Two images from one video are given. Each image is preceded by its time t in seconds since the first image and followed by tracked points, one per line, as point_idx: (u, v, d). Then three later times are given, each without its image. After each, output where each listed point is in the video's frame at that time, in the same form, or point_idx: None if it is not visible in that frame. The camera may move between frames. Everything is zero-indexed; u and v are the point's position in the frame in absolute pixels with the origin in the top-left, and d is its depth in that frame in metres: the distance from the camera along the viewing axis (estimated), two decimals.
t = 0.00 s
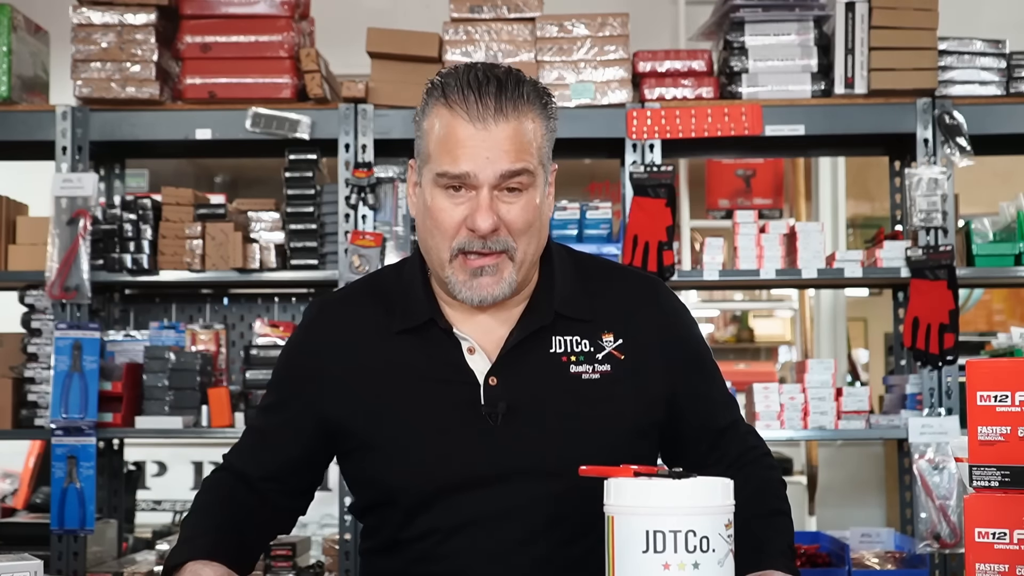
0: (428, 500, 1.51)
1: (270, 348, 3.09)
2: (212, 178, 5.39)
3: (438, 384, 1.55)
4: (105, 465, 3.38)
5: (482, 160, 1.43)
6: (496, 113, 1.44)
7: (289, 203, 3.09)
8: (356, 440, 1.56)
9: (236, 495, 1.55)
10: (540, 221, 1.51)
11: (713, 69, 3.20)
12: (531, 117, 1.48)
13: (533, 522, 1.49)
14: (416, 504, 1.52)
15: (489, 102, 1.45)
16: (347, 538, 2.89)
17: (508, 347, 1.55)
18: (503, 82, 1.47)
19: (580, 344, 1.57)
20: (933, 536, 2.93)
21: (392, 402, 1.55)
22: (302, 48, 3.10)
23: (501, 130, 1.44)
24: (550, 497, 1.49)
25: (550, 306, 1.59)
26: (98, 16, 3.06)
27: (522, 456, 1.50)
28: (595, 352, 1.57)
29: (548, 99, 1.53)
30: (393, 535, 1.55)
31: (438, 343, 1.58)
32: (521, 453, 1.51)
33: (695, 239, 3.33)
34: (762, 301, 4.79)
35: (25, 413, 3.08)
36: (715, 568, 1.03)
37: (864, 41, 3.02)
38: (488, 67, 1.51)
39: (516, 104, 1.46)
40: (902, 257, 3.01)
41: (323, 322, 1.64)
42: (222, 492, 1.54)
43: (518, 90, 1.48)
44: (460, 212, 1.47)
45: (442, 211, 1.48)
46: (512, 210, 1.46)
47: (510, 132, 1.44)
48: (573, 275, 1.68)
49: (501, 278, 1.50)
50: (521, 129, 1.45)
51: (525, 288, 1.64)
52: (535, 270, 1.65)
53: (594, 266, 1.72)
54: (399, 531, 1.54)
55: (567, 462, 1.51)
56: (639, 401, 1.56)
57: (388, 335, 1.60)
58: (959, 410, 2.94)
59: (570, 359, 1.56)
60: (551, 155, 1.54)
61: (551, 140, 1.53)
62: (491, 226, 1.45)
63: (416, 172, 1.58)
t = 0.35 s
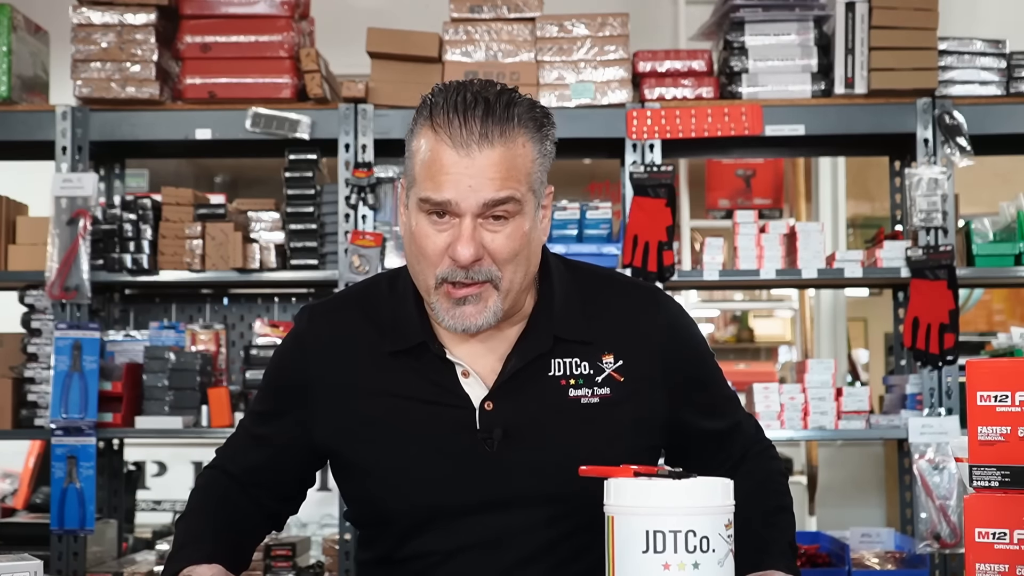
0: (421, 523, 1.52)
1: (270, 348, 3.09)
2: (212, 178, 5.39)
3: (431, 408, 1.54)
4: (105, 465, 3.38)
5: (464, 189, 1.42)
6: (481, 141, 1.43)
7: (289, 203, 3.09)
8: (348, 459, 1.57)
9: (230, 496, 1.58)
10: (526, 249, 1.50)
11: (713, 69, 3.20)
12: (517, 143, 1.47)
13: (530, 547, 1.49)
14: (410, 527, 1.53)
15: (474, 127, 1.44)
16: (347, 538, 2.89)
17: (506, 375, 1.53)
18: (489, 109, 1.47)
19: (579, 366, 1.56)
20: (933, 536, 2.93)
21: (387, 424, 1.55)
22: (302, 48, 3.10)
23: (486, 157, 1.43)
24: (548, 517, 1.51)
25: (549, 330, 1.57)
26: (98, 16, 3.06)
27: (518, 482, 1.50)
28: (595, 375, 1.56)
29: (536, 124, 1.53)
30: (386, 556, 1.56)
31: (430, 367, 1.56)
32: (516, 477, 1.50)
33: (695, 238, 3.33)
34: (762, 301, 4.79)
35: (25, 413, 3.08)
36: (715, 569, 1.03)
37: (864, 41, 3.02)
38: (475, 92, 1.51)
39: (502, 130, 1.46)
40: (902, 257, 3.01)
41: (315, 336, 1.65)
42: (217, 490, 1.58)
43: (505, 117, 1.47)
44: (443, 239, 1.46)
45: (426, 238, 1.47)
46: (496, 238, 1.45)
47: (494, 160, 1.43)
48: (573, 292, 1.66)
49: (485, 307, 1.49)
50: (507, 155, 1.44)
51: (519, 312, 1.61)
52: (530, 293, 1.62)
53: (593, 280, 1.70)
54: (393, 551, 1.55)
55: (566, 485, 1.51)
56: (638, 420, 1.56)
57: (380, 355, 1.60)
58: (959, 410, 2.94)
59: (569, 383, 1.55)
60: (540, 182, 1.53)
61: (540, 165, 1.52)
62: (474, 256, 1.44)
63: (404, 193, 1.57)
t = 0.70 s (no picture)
0: (419, 527, 1.52)
1: (269, 348, 3.09)
2: (212, 178, 5.39)
3: (430, 411, 1.54)
4: (105, 465, 3.38)
5: (465, 188, 1.42)
6: (481, 141, 1.43)
7: (288, 203, 3.09)
8: (347, 462, 1.57)
9: (229, 496, 1.58)
10: (526, 251, 1.50)
11: (713, 69, 3.19)
12: (517, 144, 1.47)
13: (531, 551, 1.48)
14: (410, 531, 1.52)
15: (474, 127, 1.44)
16: (347, 538, 2.89)
17: (506, 380, 1.53)
18: (492, 110, 1.47)
19: (580, 370, 1.56)
20: (933, 536, 2.93)
21: (386, 426, 1.56)
22: (302, 48, 3.10)
23: (486, 158, 1.43)
24: (549, 520, 1.50)
25: (549, 334, 1.57)
26: (97, 16, 3.06)
27: (518, 487, 1.50)
28: (595, 379, 1.56)
29: (537, 125, 1.53)
30: (385, 560, 1.56)
31: (430, 370, 1.56)
32: (517, 480, 1.50)
33: (695, 239, 3.33)
34: (762, 301, 4.79)
35: (25, 413, 3.08)
36: (715, 568, 1.03)
37: (864, 41, 3.02)
38: (476, 93, 1.51)
39: (502, 131, 1.46)
40: (902, 257, 3.01)
41: (315, 338, 1.65)
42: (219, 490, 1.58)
43: (506, 118, 1.47)
44: (442, 239, 1.46)
45: (424, 238, 1.47)
46: (495, 239, 1.45)
47: (495, 160, 1.43)
48: (574, 297, 1.66)
49: (484, 309, 1.49)
50: (507, 156, 1.44)
51: (518, 314, 1.61)
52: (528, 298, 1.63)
53: (594, 283, 1.70)
54: (393, 555, 1.54)
55: (567, 490, 1.51)
56: (637, 425, 1.56)
57: (380, 358, 1.60)
58: (959, 410, 2.94)
59: (569, 387, 1.55)
60: (540, 184, 1.53)
61: (540, 167, 1.52)
62: (473, 256, 1.43)
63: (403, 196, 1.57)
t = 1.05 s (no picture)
0: (420, 527, 1.51)
1: (270, 348, 3.09)
2: (212, 178, 5.39)
3: (431, 411, 1.54)
4: (105, 465, 3.38)
5: (470, 186, 1.42)
6: (485, 139, 1.43)
7: (288, 203, 3.09)
8: (348, 463, 1.57)
9: (230, 497, 1.58)
10: (531, 248, 1.50)
11: (713, 69, 3.19)
12: (521, 142, 1.47)
13: (531, 552, 1.48)
14: (410, 531, 1.52)
15: (479, 125, 1.44)
16: (347, 538, 2.89)
17: (507, 381, 1.53)
18: (495, 108, 1.47)
19: (581, 371, 1.57)
20: (933, 536, 2.93)
21: (387, 426, 1.56)
22: (302, 48, 3.10)
23: (491, 155, 1.43)
24: (549, 520, 1.50)
25: (551, 335, 1.57)
26: (97, 16, 3.06)
27: (519, 487, 1.50)
28: (597, 380, 1.56)
29: (540, 123, 1.53)
30: (386, 560, 1.56)
31: (431, 370, 1.56)
32: (517, 480, 1.50)
33: (695, 239, 3.33)
34: (762, 301, 4.79)
35: (25, 413, 3.08)
36: (715, 568, 1.03)
37: (864, 41, 3.02)
38: (479, 92, 1.51)
39: (507, 128, 1.46)
40: (902, 257, 3.01)
41: (315, 339, 1.65)
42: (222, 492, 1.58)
43: (510, 115, 1.47)
44: (447, 238, 1.46)
45: (429, 236, 1.47)
46: (501, 236, 1.45)
47: (499, 157, 1.43)
48: (575, 297, 1.66)
49: (489, 306, 1.49)
50: (512, 153, 1.44)
51: (520, 315, 1.61)
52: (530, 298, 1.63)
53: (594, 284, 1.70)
54: (394, 555, 1.54)
55: (568, 490, 1.51)
56: (639, 425, 1.56)
57: (380, 358, 1.60)
58: (959, 410, 2.94)
59: (571, 387, 1.55)
60: (544, 182, 1.53)
61: (544, 164, 1.53)
62: (479, 254, 1.44)
63: (406, 196, 1.57)
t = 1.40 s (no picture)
0: (421, 528, 1.51)
1: (270, 348, 3.09)
2: (212, 178, 5.39)
3: (431, 412, 1.54)
4: (105, 465, 3.38)
5: (472, 186, 1.42)
6: (488, 140, 1.43)
7: (288, 203, 3.09)
8: (349, 464, 1.57)
9: (230, 497, 1.58)
10: (533, 248, 1.50)
11: (713, 69, 3.20)
12: (523, 142, 1.47)
13: (530, 553, 1.49)
14: (411, 532, 1.52)
15: (481, 126, 1.44)
16: (347, 538, 2.89)
17: (508, 382, 1.53)
18: (497, 109, 1.47)
19: (582, 373, 1.56)
20: (933, 536, 2.93)
21: (389, 426, 1.56)
22: (302, 48, 3.10)
23: (493, 156, 1.43)
24: (549, 522, 1.50)
25: (552, 337, 1.57)
26: (97, 16, 3.06)
27: (520, 489, 1.50)
28: (598, 381, 1.56)
29: (542, 124, 1.52)
30: (386, 561, 1.55)
31: (432, 371, 1.56)
32: (519, 482, 1.50)
33: (695, 239, 3.33)
34: (762, 301, 4.78)
35: (25, 413, 3.08)
36: (715, 569, 1.03)
37: (864, 41, 3.02)
38: (481, 92, 1.50)
39: (510, 128, 1.46)
40: (902, 257, 3.01)
41: (317, 341, 1.65)
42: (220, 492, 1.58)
43: (512, 116, 1.47)
44: (448, 238, 1.46)
45: (430, 236, 1.47)
46: (503, 237, 1.45)
47: (502, 158, 1.43)
48: (576, 298, 1.66)
49: (491, 305, 1.49)
50: (515, 153, 1.45)
51: (522, 315, 1.61)
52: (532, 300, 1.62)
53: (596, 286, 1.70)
54: (394, 555, 1.54)
55: (569, 491, 1.51)
56: (639, 427, 1.56)
57: (381, 360, 1.60)
58: (959, 410, 2.94)
59: (572, 389, 1.55)
60: (546, 182, 1.53)
61: (547, 164, 1.53)
62: (481, 254, 1.44)
63: (407, 195, 1.57)
